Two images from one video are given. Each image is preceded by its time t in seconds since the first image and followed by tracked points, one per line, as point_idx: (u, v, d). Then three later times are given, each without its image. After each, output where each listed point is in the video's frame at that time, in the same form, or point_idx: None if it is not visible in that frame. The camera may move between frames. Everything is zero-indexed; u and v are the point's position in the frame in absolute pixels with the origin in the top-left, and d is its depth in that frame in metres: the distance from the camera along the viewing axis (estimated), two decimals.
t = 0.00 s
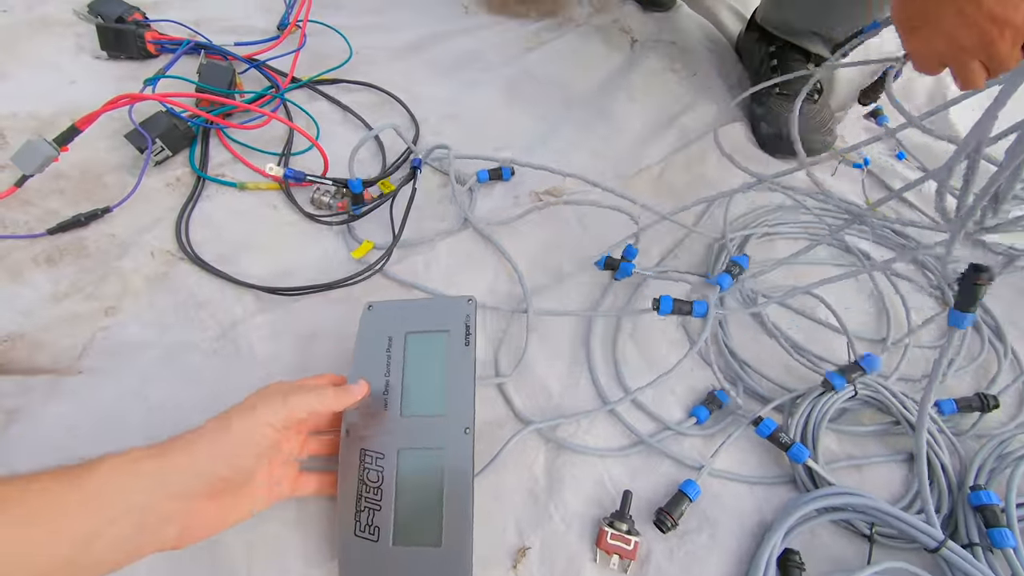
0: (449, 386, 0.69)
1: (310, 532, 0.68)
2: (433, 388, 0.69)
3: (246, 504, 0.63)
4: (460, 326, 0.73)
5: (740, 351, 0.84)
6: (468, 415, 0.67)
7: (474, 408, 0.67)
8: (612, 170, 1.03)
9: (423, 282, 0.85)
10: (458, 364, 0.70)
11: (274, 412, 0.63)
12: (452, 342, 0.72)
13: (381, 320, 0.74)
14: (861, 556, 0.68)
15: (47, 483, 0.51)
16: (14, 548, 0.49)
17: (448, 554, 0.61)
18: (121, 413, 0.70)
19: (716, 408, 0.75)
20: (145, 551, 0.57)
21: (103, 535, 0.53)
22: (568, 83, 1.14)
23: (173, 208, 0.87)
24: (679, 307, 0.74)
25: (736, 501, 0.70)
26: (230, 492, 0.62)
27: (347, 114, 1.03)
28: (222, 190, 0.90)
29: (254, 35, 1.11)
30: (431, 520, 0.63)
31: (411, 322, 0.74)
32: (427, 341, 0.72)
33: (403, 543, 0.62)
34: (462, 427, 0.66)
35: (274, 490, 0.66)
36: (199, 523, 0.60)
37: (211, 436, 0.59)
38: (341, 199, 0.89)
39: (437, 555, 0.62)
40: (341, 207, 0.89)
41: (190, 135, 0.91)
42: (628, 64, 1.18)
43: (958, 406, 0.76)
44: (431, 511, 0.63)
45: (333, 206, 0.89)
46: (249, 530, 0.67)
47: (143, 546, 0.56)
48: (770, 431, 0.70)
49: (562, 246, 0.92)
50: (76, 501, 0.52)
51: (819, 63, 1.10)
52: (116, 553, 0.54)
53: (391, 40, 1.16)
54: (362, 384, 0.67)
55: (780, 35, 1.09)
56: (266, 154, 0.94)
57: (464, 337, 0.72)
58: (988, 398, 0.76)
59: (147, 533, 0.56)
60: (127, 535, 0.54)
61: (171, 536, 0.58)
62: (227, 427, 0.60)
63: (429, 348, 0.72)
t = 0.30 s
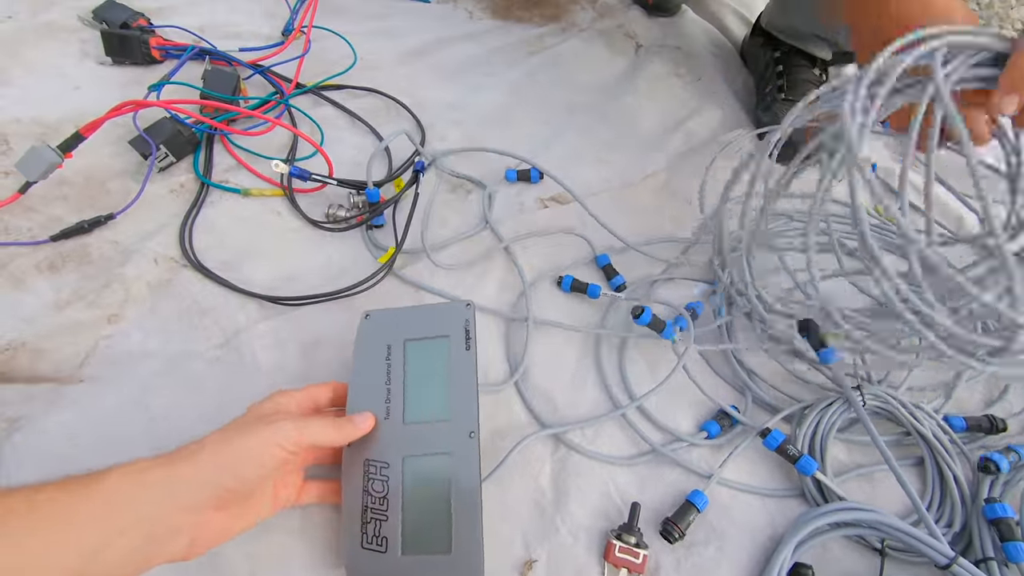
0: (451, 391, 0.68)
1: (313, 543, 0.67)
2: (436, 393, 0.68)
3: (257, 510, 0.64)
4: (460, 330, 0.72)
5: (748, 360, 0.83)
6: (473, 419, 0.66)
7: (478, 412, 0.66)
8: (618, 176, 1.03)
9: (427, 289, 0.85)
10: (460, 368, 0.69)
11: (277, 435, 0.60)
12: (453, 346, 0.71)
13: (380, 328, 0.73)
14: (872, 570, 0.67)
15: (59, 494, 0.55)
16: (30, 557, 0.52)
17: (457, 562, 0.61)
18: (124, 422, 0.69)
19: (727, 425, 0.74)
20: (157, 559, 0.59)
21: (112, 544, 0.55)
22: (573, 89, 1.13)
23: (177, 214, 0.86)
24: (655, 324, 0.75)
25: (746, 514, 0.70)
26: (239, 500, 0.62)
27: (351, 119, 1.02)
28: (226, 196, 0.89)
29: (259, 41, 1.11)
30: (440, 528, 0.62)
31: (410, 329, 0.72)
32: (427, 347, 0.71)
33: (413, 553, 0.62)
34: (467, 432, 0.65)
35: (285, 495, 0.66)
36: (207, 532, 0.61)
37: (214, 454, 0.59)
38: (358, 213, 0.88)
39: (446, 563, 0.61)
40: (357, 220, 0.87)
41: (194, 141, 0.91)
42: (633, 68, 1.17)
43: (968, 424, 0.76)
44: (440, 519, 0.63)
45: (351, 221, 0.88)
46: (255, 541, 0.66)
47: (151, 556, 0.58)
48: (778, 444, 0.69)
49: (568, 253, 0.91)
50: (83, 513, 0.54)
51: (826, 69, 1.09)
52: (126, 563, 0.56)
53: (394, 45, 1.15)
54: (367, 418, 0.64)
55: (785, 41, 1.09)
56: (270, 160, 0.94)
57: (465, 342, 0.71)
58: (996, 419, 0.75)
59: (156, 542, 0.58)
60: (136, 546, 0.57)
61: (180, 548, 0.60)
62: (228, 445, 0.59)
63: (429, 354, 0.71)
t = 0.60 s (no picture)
0: (461, 357, 0.68)
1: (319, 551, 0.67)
2: (445, 355, 0.69)
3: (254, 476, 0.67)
4: (479, 305, 0.72)
5: (748, 370, 0.83)
6: (478, 385, 0.66)
7: (486, 380, 0.67)
8: (619, 185, 1.03)
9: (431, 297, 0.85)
10: (474, 340, 0.69)
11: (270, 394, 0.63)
12: (470, 320, 0.71)
13: (400, 288, 0.74)
14: None
15: (64, 459, 0.57)
16: (35, 521, 0.54)
17: (438, 518, 0.59)
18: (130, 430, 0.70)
19: (727, 434, 0.75)
20: (163, 523, 0.60)
21: (117, 504, 0.57)
22: (575, 97, 1.14)
23: (183, 223, 0.87)
24: (647, 317, 0.79)
25: (747, 524, 0.70)
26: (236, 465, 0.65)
27: (355, 128, 1.03)
28: (232, 206, 0.90)
29: (264, 50, 1.12)
30: (422, 482, 0.61)
31: (431, 296, 0.73)
32: (446, 314, 0.72)
33: (388, 501, 0.60)
34: (470, 396, 0.66)
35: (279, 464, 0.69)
36: (210, 496, 0.63)
37: (209, 415, 0.62)
38: (362, 222, 0.88)
39: (424, 518, 0.59)
40: (361, 229, 0.88)
41: (200, 150, 0.92)
42: (634, 77, 1.18)
43: (966, 432, 0.76)
44: (428, 467, 0.62)
45: (355, 230, 0.89)
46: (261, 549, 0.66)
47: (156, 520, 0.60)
48: (778, 453, 0.70)
49: (570, 262, 0.92)
50: (87, 473, 0.57)
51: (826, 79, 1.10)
52: (130, 524, 0.58)
53: (398, 54, 1.16)
54: (361, 359, 0.66)
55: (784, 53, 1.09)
56: (275, 170, 0.95)
57: (483, 315, 0.71)
58: (993, 427, 0.76)
59: (160, 504, 0.60)
60: (140, 506, 0.58)
61: (184, 511, 0.61)
62: (222, 407, 0.62)
63: (445, 320, 0.72)
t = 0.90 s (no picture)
0: (440, 316, 0.71)
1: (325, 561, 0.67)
2: (424, 316, 0.71)
3: (243, 429, 0.68)
4: (462, 278, 0.74)
5: (750, 380, 0.84)
6: (453, 342, 0.69)
7: (460, 342, 0.69)
8: (622, 195, 1.04)
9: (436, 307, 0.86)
10: (455, 305, 0.72)
11: (248, 347, 0.62)
12: (452, 288, 0.73)
13: (390, 251, 0.76)
14: None
15: (46, 423, 0.58)
16: (20, 484, 0.55)
17: (403, 455, 0.61)
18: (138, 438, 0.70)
19: (729, 444, 0.76)
20: (154, 480, 0.61)
21: (103, 462, 0.58)
22: (578, 107, 1.15)
23: (190, 233, 0.88)
24: (645, 334, 0.80)
25: (750, 535, 0.71)
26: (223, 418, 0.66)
27: (360, 138, 1.04)
28: (238, 216, 0.91)
29: (270, 61, 1.13)
30: (392, 422, 0.63)
31: (420, 263, 0.75)
32: (429, 281, 0.74)
33: (354, 437, 0.62)
34: (446, 351, 0.68)
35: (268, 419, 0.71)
36: (201, 450, 0.64)
37: (191, 373, 0.62)
38: (367, 231, 0.89)
39: (389, 454, 0.61)
40: (366, 239, 0.88)
41: (207, 160, 0.93)
42: (636, 88, 1.19)
43: (967, 443, 0.77)
44: (396, 409, 0.64)
45: (361, 240, 0.89)
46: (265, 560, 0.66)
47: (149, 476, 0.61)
48: (780, 463, 0.71)
49: (574, 271, 0.92)
50: (71, 435, 0.58)
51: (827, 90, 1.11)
52: (123, 482, 0.59)
53: (402, 64, 1.17)
54: (333, 303, 0.66)
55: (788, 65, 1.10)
56: (281, 180, 0.95)
57: (465, 286, 0.74)
58: (994, 438, 0.77)
59: (150, 461, 0.60)
60: (128, 463, 0.59)
61: (179, 467, 0.62)
62: (199, 364, 0.62)
63: (427, 284, 0.74)
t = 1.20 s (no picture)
0: (459, 316, 0.72)
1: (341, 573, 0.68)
2: (446, 313, 0.72)
3: (264, 414, 0.71)
4: (483, 277, 0.76)
5: (762, 395, 0.84)
6: (470, 344, 0.70)
7: (478, 342, 0.70)
8: (635, 208, 1.05)
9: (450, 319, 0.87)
10: (475, 304, 0.73)
11: (271, 333, 0.64)
12: (473, 287, 0.75)
13: (413, 244, 0.77)
14: None
15: (75, 407, 0.59)
16: (49, 466, 0.56)
17: (416, 455, 0.63)
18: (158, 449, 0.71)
19: (742, 459, 0.76)
20: (181, 463, 0.63)
21: (132, 445, 0.60)
22: (589, 120, 1.16)
23: (209, 245, 0.89)
24: (657, 349, 0.81)
25: (764, 550, 0.71)
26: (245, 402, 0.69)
27: (375, 151, 1.05)
28: (256, 228, 0.92)
29: (286, 74, 1.14)
30: (407, 420, 0.65)
31: (441, 259, 0.77)
32: (450, 278, 0.76)
33: (370, 434, 0.64)
34: (462, 354, 0.69)
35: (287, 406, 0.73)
36: (225, 431, 0.66)
37: (216, 359, 0.63)
38: (383, 244, 0.90)
39: (401, 452, 0.63)
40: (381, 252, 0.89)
41: (226, 174, 0.94)
42: (647, 101, 1.20)
43: (980, 459, 0.77)
44: (413, 405, 0.66)
45: (376, 253, 0.90)
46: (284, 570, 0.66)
47: (176, 459, 0.62)
48: (793, 479, 0.71)
49: (586, 285, 0.93)
50: (96, 421, 0.59)
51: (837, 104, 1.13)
52: (149, 465, 0.60)
53: (415, 77, 1.18)
54: (354, 293, 0.68)
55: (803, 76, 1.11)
56: (298, 193, 0.97)
57: (485, 286, 0.75)
58: (1007, 454, 0.77)
59: (177, 444, 0.62)
60: (155, 447, 0.61)
61: (204, 449, 0.65)
62: (223, 349, 0.64)
63: (449, 281, 0.75)
